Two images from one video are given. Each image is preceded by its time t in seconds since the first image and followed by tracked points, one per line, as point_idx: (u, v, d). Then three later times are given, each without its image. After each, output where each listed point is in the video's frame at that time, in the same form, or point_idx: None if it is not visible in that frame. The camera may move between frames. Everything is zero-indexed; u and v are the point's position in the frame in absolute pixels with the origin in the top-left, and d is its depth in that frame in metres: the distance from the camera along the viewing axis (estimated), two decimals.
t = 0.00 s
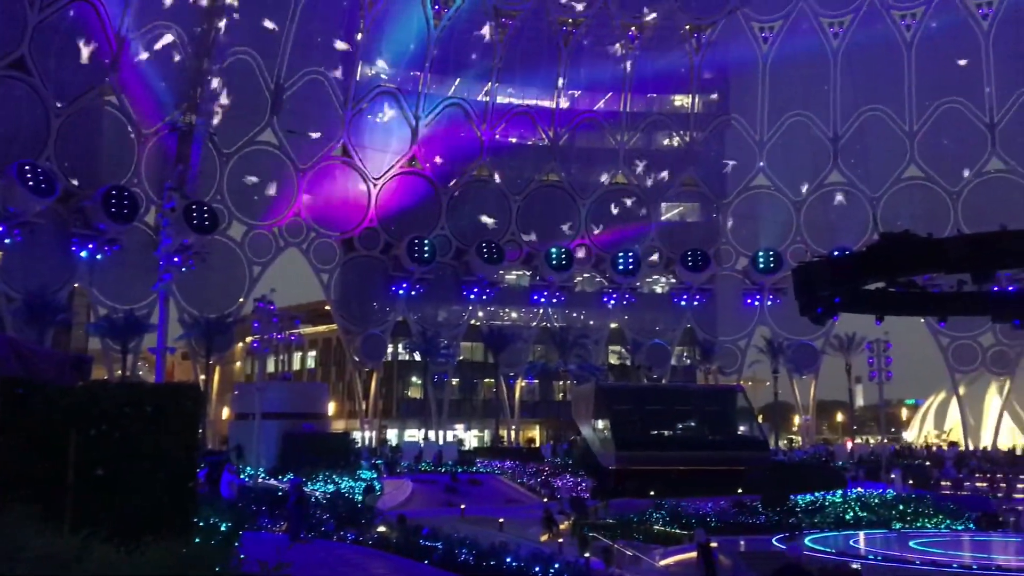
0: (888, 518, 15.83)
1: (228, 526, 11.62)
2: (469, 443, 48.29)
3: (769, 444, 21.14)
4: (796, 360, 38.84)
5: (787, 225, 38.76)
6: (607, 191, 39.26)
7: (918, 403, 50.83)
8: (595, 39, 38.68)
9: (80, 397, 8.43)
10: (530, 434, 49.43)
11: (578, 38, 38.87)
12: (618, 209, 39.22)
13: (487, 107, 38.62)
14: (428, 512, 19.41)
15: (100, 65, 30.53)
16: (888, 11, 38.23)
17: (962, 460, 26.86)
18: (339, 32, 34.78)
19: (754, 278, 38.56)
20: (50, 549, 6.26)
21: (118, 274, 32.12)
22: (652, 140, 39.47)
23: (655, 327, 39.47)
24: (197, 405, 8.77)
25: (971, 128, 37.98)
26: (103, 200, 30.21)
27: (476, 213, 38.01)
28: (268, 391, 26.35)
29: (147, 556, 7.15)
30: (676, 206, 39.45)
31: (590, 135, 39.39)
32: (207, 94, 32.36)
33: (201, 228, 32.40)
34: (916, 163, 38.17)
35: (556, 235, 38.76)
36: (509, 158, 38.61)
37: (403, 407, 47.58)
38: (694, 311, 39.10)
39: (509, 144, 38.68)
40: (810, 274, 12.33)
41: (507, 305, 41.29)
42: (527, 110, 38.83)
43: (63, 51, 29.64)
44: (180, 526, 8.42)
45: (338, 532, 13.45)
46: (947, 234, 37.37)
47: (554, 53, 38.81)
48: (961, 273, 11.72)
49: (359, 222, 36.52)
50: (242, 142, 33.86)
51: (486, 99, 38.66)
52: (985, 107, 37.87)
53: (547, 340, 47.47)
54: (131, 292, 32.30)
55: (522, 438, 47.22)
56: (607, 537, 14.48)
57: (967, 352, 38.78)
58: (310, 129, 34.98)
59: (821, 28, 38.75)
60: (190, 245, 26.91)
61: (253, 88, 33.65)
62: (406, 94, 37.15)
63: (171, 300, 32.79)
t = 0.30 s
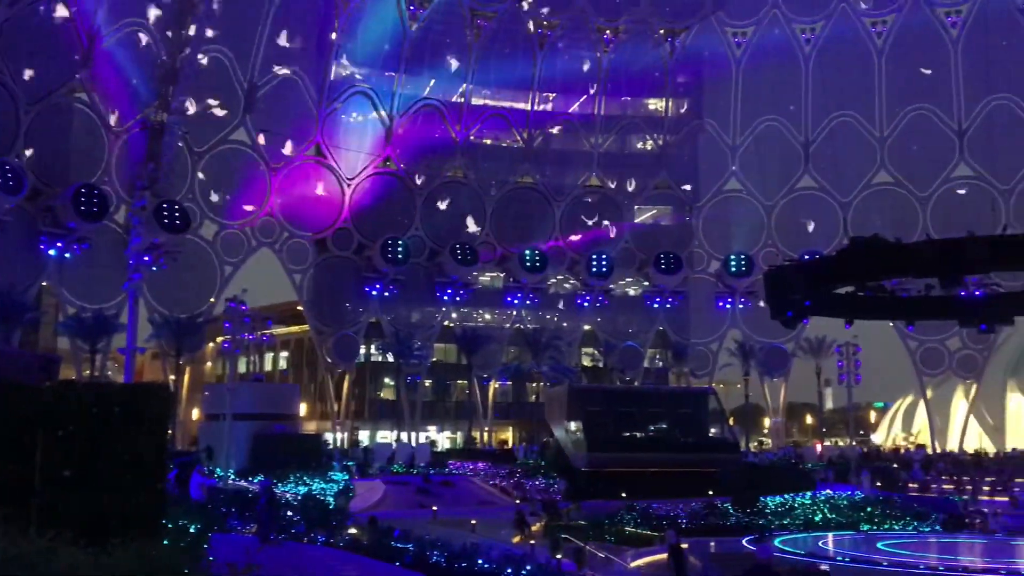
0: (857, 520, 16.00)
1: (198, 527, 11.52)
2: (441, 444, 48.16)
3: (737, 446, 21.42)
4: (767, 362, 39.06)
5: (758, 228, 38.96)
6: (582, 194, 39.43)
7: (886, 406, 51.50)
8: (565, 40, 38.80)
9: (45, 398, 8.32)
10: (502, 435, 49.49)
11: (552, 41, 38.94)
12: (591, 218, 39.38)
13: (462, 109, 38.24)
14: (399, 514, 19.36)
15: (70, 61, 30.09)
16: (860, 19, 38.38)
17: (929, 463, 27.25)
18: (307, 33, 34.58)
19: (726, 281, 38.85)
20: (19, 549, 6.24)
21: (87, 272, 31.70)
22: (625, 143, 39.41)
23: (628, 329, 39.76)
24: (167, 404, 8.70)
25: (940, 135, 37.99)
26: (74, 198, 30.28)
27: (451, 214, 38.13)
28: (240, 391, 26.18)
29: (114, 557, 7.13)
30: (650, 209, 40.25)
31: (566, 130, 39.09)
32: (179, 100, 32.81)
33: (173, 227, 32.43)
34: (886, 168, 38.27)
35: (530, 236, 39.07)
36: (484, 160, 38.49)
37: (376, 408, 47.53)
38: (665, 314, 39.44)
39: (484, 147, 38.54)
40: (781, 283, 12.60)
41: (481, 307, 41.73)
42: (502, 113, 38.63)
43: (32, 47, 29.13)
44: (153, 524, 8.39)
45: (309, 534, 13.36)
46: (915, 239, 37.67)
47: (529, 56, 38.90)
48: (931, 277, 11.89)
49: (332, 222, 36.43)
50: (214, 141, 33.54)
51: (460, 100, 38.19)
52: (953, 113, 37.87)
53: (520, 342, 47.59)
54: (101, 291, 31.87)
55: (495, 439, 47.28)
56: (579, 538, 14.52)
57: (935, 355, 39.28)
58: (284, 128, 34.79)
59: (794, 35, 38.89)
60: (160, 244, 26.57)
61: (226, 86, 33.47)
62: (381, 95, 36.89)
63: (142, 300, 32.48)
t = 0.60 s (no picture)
0: (825, 520, 16.14)
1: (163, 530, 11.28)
2: (412, 445, 47.99)
3: (708, 446, 21.60)
4: (737, 364, 39.14)
5: (730, 231, 39.02)
6: (554, 195, 39.54)
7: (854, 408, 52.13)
8: (542, 43, 39.07)
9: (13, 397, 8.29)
10: (474, 436, 49.50)
11: (526, 41, 39.10)
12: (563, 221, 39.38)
13: (435, 109, 38.39)
14: (370, 514, 19.29)
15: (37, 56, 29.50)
16: (830, 24, 38.61)
17: (896, 463, 27.62)
18: (290, 41, 34.61)
19: (696, 283, 38.85)
20: None
21: (52, 270, 31.17)
22: (598, 144, 39.91)
23: (600, 330, 39.64)
24: (135, 404, 8.69)
25: (908, 139, 37.94)
26: (40, 194, 30.49)
27: (424, 214, 38.04)
28: (208, 393, 26.01)
29: (81, 555, 7.04)
30: (624, 210, 40.29)
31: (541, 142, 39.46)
32: (150, 93, 32.57)
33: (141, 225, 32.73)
34: (854, 172, 38.28)
35: (503, 236, 38.91)
36: (457, 161, 38.86)
37: (347, 409, 47.39)
38: (637, 316, 39.51)
39: (457, 147, 38.90)
40: (750, 285, 12.77)
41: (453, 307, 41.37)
42: (475, 113, 38.67)
43: None
44: (120, 524, 8.28)
45: (278, 535, 13.21)
46: (882, 242, 37.75)
47: (503, 55, 39.05)
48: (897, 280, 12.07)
49: (303, 220, 36.07)
50: (184, 139, 33.21)
51: (433, 100, 38.35)
52: (922, 117, 37.79)
53: (492, 343, 47.65)
54: (68, 288, 31.35)
55: (467, 440, 47.21)
56: (550, 538, 14.54)
57: (901, 357, 39.71)
58: (255, 126, 34.40)
59: (765, 39, 39.08)
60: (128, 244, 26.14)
61: (196, 83, 33.15)
62: (354, 95, 36.68)
63: (109, 298, 32.14)
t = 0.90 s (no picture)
0: (791, 521, 16.27)
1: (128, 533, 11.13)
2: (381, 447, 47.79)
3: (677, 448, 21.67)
4: (705, 366, 39.29)
5: (699, 235, 39.26)
6: (525, 198, 39.43)
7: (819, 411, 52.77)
8: (511, 46, 39.25)
9: None
10: (444, 438, 49.57)
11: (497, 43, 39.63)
12: (528, 224, 39.24)
13: (406, 109, 38.21)
14: (338, 517, 19.21)
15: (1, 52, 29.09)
16: (797, 30, 38.99)
17: (861, 465, 28.01)
18: (259, 43, 34.91)
19: (665, 285, 39.02)
20: None
21: (17, 271, 30.83)
22: (568, 147, 39.77)
23: (570, 332, 39.87)
24: (101, 405, 8.55)
25: (874, 145, 38.57)
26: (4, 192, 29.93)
27: (393, 215, 37.81)
28: (174, 395, 25.72)
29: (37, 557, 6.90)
30: (594, 213, 40.51)
31: (510, 143, 39.26)
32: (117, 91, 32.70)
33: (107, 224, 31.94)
34: (821, 177, 38.76)
35: (473, 237, 38.79)
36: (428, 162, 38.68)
37: (315, 411, 47.20)
38: (607, 318, 39.60)
39: (427, 149, 38.42)
40: (719, 289, 12.76)
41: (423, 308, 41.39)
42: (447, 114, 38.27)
43: None
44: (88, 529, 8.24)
45: (244, 539, 13.09)
46: (848, 247, 38.26)
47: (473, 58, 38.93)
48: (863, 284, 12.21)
49: (273, 220, 35.77)
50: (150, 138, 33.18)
51: (405, 101, 38.22)
52: (887, 124, 38.44)
53: (462, 345, 47.63)
54: (32, 289, 31.02)
55: (436, 442, 47.14)
56: (518, 540, 14.55)
57: (866, 361, 40.14)
58: (220, 125, 34.52)
59: (733, 44, 39.47)
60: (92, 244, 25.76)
61: (165, 83, 33.48)
62: (320, 96, 36.64)
63: (73, 299, 31.89)
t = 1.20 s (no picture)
0: (752, 523, 16.46)
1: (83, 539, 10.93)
2: (344, 450, 47.54)
3: (640, 452, 21.77)
4: (668, 368, 39.60)
5: (662, 239, 39.39)
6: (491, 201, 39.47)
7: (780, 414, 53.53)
8: (488, 56, 39.53)
9: None
10: (407, 440, 49.61)
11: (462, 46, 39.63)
12: (498, 216, 39.42)
13: (371, 111, 38.05)
14: (300, 520, 19.10)
15: None
16: (759, 36, 39.46)
17: (819, 467, 28.52)
18: (224, 43, 34.97)
19: (629, 289, 39.31)
20: None
21: None
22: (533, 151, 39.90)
23: (534, 335, 39.73)
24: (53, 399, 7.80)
25: (834, 151, 38.68)
26: None
27: (358, 216, 37.67)
28: (132, 398, 25.35)
29: None
30: (558, 217, 40.03)
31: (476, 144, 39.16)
32: (77, 91, 32.80)
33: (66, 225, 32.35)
34: (782, 183, 38.96)
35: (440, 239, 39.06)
36: (393, 164, 38.48)
37: (277, 413, 46.97)
38: (571, 321, 39.66)
39: (392, 151, 38.37)
40: (685, 292, 14.29)
41: (389, 312, 42.40)
42: (413, 115, 38.65)
43: None
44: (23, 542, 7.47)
45: (204, 543, 13.01)
46: (809, 252, 38.57)
47: (439, 58, 39.36)
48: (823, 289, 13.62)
49: (235, 221, 35.19)
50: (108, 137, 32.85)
51: (370, 101, 38.05)
52: (847, 130, 38.70)
53: (427, 348, 47.63)
54: None
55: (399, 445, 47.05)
56: (481, 544, 14.50)
57: (826, 365, 40.58)
58: (181, 124, 34.16)
59: (697, 50, 39.82)
60: (51, 243, 25.40)
61: (124, 80, 33.35)
62: (285, 96, 36.24)
63: (29, 299, 31.54)
